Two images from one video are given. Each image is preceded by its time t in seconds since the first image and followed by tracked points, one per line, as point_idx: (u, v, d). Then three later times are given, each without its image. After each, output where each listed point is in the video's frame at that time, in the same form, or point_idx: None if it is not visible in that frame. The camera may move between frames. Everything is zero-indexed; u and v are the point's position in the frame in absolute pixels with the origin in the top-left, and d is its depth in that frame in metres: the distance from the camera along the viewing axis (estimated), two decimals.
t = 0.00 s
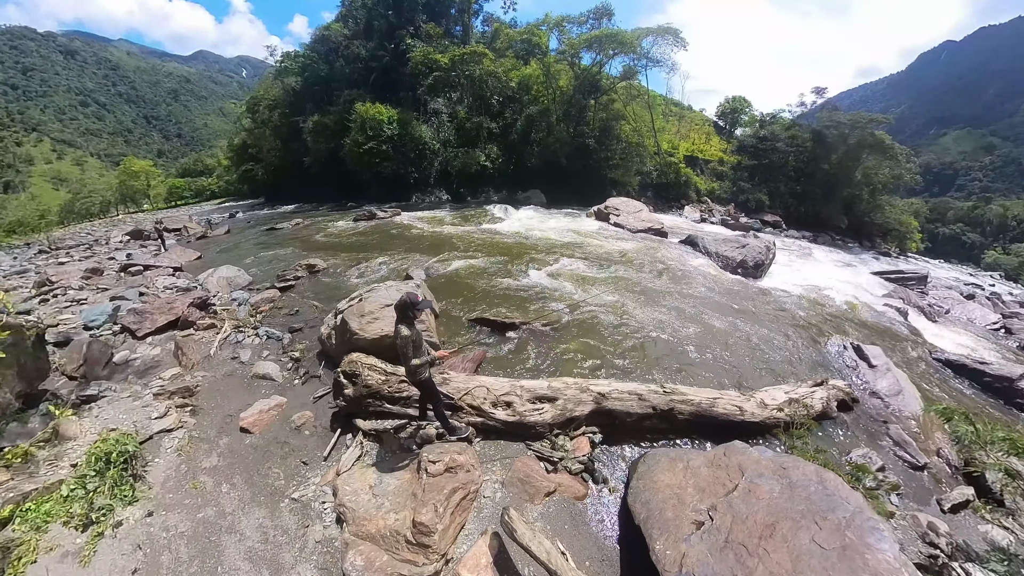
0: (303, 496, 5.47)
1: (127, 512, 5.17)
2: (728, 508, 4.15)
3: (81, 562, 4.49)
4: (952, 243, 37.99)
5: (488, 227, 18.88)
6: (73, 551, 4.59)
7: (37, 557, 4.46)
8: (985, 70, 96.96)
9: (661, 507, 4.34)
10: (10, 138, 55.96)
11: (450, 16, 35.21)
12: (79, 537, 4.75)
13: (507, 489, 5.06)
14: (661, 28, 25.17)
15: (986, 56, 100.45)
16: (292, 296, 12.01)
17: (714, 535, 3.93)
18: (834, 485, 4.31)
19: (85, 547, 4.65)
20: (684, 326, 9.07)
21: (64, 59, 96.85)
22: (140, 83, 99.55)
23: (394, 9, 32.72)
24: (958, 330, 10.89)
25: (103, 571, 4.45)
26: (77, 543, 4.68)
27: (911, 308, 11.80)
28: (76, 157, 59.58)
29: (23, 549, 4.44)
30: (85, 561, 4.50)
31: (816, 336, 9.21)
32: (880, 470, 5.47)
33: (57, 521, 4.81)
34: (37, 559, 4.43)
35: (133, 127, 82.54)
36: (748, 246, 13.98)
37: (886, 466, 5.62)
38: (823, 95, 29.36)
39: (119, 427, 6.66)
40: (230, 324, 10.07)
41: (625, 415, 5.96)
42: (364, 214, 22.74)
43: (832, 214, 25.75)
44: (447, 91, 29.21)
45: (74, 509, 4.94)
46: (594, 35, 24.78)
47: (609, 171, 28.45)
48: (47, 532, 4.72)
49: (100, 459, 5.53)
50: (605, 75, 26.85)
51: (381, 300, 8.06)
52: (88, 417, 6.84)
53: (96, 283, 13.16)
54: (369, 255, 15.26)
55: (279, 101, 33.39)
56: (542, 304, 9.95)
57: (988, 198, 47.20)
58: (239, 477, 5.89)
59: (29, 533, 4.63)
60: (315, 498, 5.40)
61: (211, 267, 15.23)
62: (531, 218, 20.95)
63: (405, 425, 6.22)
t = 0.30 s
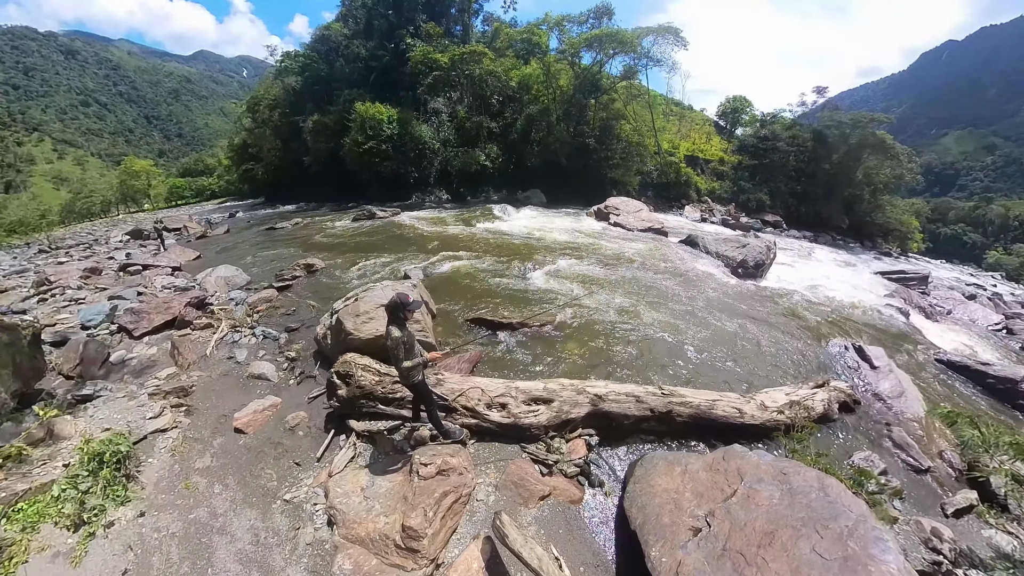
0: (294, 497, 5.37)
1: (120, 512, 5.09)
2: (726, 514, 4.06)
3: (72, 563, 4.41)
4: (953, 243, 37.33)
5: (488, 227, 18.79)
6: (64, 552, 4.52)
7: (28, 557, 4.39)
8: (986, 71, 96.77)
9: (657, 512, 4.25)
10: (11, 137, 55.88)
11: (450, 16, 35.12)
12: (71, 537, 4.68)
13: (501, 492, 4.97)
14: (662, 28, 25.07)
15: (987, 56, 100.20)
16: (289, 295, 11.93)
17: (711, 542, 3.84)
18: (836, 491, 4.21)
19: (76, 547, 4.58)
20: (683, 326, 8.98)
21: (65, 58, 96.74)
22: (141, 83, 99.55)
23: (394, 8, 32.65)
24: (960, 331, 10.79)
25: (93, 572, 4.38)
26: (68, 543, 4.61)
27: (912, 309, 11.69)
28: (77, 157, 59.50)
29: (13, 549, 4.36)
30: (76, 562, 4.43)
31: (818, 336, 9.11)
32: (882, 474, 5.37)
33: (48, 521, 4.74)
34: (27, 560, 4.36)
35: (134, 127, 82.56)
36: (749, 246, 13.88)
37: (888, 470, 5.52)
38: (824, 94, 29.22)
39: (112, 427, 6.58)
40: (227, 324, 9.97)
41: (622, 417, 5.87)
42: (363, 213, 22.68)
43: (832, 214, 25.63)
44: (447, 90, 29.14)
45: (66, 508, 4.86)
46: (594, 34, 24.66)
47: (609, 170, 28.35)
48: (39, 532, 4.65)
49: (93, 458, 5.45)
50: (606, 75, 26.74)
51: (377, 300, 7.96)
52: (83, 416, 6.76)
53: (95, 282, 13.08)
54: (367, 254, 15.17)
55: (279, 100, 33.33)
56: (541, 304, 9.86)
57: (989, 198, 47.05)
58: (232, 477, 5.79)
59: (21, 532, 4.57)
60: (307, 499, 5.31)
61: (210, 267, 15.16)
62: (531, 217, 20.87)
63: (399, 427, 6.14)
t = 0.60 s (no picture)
0: (285, 498, 5.28)
1: (111, 512, 5.03)
2: (721, 521, 3.96)
3: (62, 561, 4.38)
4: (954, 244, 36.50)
5: (488, 227, 18.71)
6: (55, 551, 4.47)
7: (18, 556, 4.34)
8: (987, 71, 96.59)
9: (651, 518, 4.15)
10: (12, 137, 55.77)
11: (450, 15, 35.05)
12: (62, 536, 4.63)
13: (491, 495, 4.89)
14: (662, 27, 24.97)
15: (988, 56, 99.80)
16: (286, 295, 11.85)
17: (705, 550, 3.74)
18: (835, 499, 4.10)
19: (67, 546, 4.54)
20: (682, 327, 8.89)
21: (66, 58, 96.70)
22: (142, 83, 99.54)
23: (394, 8, 32.56)
24: (963, 331, 10.69)
25: (83, 571, 4.33)
26: (59, 542, 4.56)
27: (914, 309, 11.58)
28: (78, 157, 59.44)
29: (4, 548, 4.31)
30: (67, 561, 4.38)
31: (818, 337, 9.01)
32: (883, 478, 5.27)
33: (39, 520, 4.68)
34: (17, 559, 4.31)
35: (135, 128, 82.58)
36: (749, 246, 13.77)
37: (890, 475, 5.41)
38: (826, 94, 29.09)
39: (106, 427, 6.50)
40: (223, 324, 9.87)
41: (617, 419, 5.78)
42: (363, 212, 22.63)
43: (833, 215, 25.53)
44: (447, 90, 29.08)
45: (58, 507, 4.80)
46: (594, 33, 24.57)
47: (609, 170, 28.23)
48: (30, 531, 4.59)
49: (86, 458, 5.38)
50: (606, 74, 26.65)
51: (373, 299, 7.88)
52: (77, 416, 6.69)
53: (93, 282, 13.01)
54: (365, 254, 15.10)
55: (279, 100, 33.27)
56: (538, 304, 9.78)
57: (990, 198, 46.92)
58: (223, 477, 5.71)
59: (10, 532, 4.50)
60: (297, 500, 5.21)
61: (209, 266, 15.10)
62: (531, 217, 20.80)
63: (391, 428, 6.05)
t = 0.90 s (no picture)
0: (278, 497, 5.23)
1: (106, 510, 5.00)
2: (714, 526, 3.90)
3: (57, 559, 4.37)
4: (955, 244, 36.19)
5: (487, 226, 18.68)
6: (51, 548, 4.46)
7: (14, 554, 4.33)
8: (989, 70, 96.29)
9: (643, 521, 4.12)
10: (13, 137, 55.70)
11: (450, 15, 35.02)
12: (57, 534, 4.61)
13: (483, 497, 4.85)
14: (662, 26, 24.89)
15: (990, 55, 99.51)
16: (284, 295, 11.81)
17: (696, 555, 3.69)
18: (830, 506, 4.02)
19: (62, 544, 4.52)
20: (680, 327, 8.83)
21: (67, 58, 96.69)
22: (143, 83, 99.59)
23: (394, 8, 32.52)
24: (964, 332, 10.61)
25: (77, 570, 4.31)
26: (55, 540, 4.54)
27: (914, 309, 11.52)
28: (79, 156, 59.37)
29: None
30: (62, 559, 4.37)
31: (818, 338, 8.95)
32: (881, 482, 5.22)
33: (35, 518, 4.67)
34: (13, 557, 4.30)
35: (137, 128, 82.70)
36: (749, 246, 13.71)
37: (889, 477, 5.36)
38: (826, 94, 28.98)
39: (103, 426, 6.47)
40: (221, 324, 9.83)
41: (612, 421, 5.73)
42: (363, 212, 22.61)
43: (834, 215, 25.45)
44: (447, 89, 29.05)
45: (53, 506, 4.79)
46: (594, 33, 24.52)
47: (609, 169, 28.16)
48: (25, 529, 4.56)
49: (81, 456, 5.36)
50: (606, 74, 26.60)
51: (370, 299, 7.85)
52: (75, 416, 6.67)
53: (93, 282, 12.98)
54: (364, 254, 15.05)
55: (279, 100, 33.23)
56: (536, 304, 9.74)
57: (992, 198, 46.75)
58: (218, 477, 5.67)
59: (6, 529, 4.49)
60: (290, 499, 5.16)
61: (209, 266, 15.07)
62: (530, 216, 20.76)
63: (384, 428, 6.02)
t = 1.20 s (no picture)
0: (269, 497, 5.15)
1: (99, 510, 4.96)
2: (706, 534, 3.81)
3: (50, 558, 4.36)
4: (956, 244, 36.05)
5: (486, 226, 18.61)
6: (44, 548, 4.44)
7: (8, 552, 4.33)
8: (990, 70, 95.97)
9: (635, 527, 4.06)
10: (14, 137, 55.65)
11: (450, 15, 34.99)
12: (50, 534, 4.58)
13: (473, 500, 4.79)
14: (662, 26, 24.80)
15: (991, 53, 99.22)
16: (282, 295, 11.75)
17: (687, 563, 3.60)
18: (825, 514, 3.89)
19: (55, 543, 4.50)
20: (679, 328, 8.75)
21: (68, 58, 96.62)
22: (144, 83, 99.66)
23: (394, 7, 32.45)
24: (966, 333, 10.52)
25: (69, 570, 4.27)
26: (48, 539, 4.52)
27: (915, 309, 11.44)
28: (80, 156, 59.34)
29: None
30: (55, 558, 4.35)
31: (818, 339, 8.87)
32: (880, 487, 5.14)
33: (29, 517, 4.64)
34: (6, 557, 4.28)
35: (137, 128, 82.71)
36: (749, 246, 13.64)
37: (888, 482, 5.27)
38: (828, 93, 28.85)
39: (98, 425, 6.43)
40: (218, 324, 9.77)
41: (605, 424, 5.65)
42: (362, 212, 22.55)
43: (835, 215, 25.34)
44: (447, 89, 29.00)
45: (47, 505, 4.78)
46: (594, 32, 24.44)
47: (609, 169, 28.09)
48: (18, 528, 4.54)
49: (75, 456, 5.32)
50: (607, 73, 26.53)
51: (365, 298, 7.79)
52: (71, 415, 6.62)
53: (92, 282, 12.93)
54: (362, 254, 14.99)
55: (280, 99, 33.19)
56: (534, 305, 9.67)
57: (994, 198, 46.56)
58: (211, 476, 5.61)
59: None
60: (281, 500, 5.09)
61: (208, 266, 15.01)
62: (530, 216, 20.70)
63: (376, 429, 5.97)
